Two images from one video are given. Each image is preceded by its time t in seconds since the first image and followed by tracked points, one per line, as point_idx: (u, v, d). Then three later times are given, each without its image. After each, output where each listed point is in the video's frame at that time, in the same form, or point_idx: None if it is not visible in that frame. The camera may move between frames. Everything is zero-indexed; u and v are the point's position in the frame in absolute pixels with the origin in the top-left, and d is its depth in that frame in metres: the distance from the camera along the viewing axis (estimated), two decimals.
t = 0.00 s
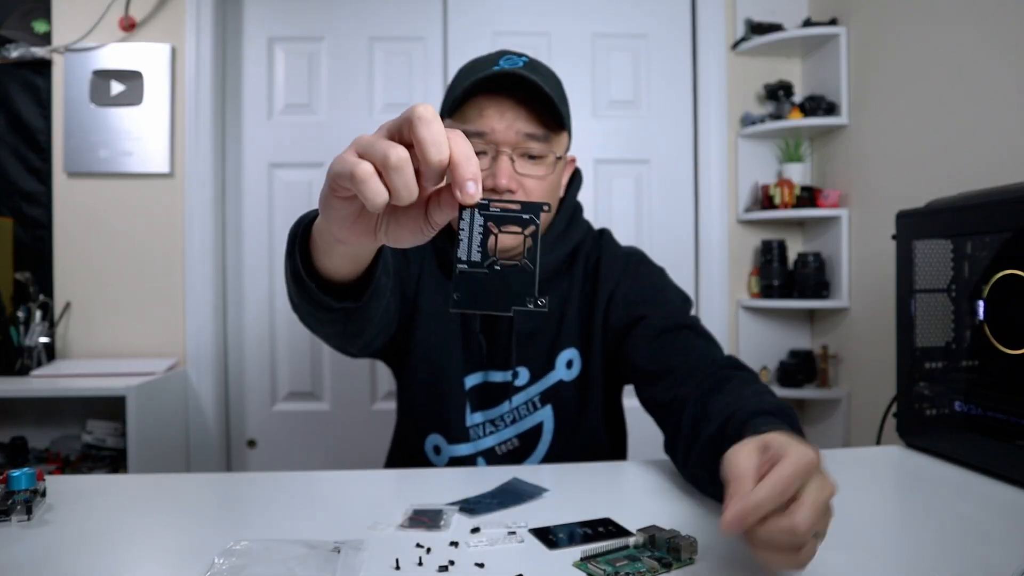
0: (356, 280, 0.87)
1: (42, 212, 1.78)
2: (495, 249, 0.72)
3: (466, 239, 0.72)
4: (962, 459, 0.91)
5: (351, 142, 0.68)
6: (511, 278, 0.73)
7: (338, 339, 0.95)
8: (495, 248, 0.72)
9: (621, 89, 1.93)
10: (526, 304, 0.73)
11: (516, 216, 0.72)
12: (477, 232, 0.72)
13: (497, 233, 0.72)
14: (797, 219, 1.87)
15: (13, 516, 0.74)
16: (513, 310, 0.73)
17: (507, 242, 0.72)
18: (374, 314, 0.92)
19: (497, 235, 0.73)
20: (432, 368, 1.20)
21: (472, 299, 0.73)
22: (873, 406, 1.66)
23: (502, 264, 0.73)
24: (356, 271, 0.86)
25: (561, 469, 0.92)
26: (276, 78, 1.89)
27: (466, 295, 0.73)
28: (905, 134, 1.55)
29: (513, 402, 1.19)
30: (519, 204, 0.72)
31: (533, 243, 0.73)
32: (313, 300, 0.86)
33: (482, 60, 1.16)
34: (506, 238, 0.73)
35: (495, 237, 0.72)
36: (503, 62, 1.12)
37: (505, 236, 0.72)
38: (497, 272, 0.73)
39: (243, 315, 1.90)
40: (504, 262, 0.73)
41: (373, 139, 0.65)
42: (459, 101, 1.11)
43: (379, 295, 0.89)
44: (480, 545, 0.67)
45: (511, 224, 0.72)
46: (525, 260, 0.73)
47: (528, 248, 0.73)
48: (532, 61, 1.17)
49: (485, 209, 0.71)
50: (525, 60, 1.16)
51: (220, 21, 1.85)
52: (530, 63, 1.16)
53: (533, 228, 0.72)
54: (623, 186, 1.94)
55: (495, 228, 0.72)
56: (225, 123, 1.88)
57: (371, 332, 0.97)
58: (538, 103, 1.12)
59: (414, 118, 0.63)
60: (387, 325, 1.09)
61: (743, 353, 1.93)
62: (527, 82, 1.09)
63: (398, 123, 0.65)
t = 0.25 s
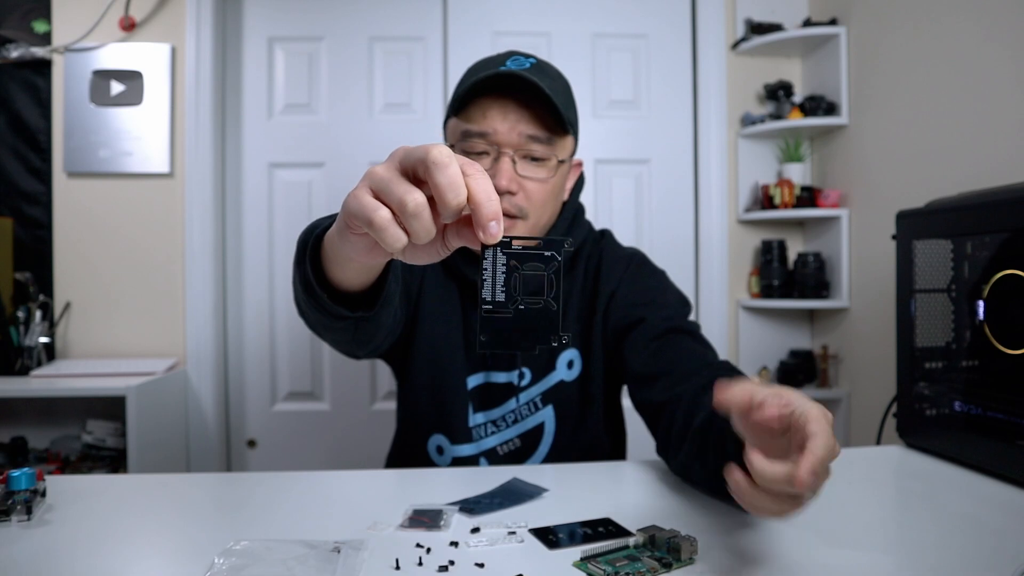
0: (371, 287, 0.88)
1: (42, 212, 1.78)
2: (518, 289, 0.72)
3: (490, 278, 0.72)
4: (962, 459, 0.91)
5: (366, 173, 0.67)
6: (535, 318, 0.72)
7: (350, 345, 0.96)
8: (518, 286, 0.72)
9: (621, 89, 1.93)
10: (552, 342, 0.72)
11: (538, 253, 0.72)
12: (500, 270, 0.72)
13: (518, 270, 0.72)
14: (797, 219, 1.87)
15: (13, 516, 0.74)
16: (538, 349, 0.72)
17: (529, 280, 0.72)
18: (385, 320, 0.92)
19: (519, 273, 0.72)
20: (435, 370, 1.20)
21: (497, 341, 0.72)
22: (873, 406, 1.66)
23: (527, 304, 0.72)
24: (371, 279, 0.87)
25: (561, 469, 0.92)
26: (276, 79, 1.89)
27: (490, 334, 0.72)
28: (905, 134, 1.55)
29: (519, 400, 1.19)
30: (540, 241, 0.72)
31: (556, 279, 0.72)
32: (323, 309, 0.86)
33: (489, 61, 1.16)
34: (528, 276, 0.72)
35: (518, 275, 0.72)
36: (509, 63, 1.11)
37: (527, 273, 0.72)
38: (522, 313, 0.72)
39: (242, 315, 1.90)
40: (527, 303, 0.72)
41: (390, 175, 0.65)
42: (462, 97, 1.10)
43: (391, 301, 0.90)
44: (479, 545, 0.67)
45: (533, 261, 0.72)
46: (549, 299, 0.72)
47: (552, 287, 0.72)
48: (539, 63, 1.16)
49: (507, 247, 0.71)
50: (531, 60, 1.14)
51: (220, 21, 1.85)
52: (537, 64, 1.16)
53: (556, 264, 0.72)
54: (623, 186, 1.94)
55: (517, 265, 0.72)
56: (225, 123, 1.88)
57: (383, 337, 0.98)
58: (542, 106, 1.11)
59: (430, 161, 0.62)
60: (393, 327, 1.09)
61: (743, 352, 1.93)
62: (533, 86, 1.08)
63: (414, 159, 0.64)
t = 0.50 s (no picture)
0: (350, 280, 0.87)
1: (42, 212, 1.78)
2: (481, 264, 0.70)
3: (452, 253, 0.71)
4: (961, 459, 0.91)
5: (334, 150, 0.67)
6: (496, 293, 0.71)
7: (332, 340, 0.95)
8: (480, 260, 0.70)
9: (621, 89, 1.93)
10: (514, 319, 0.70)
11: (502, 229, 0.70)
12: (463, 246, 0.71)
13: (483, 246, 0.70)
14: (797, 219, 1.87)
15: (13, 516, 0.74)
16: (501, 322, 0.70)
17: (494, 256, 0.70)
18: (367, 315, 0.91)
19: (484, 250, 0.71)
20: (437, 372, 1.20)
21: (457, 316, 0.71)
22: (873, 406, 1.66)
23: (489, 279, 0.71)
24: (350, 272, 0.86)
25: (561, 469, 0.92)
26: (276, 79, 1.89)
27: (450, 308, 0.71)
28: (905, 134, 1.55)
29: (520, 403, 1.19)
30: (507, 217, 0.70)
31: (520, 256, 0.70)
32: (306, 303, 0.85)
33: (492, 59, 1.16)
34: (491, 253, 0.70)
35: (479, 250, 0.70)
36: (513, 60, 1.11)
37: (491, 249, 0.70)
38: (485, 286, 0.71)
39: (243, 315, 1.90)
40: (490, 278, 0.71)
41: (355, 150, 0.65)
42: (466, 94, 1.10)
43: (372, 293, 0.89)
44: (479, 545, 0.67)
45: (497, 236, 0.70)
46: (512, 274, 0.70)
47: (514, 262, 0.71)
48: (542, 61, 1.16)
49: (471, 221, 0.70)
50: (535, 58, 1.14)
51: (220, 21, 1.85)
52: (540, 62, 1.15)
53: (519, 241, 0.70)
54: (623, 186, 1.94)
55: (481, 241, 0.70)
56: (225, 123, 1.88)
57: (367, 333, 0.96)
58: (545, 103, 1.11)
59: (393, 134, 0.62)
60: (387, 323, 1.08)
61: (743, 352, 1.93)
62: (536, 83, 1.08)
63: (379, 134, 0.64)
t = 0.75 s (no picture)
0: (354, 283, 0.87)
1: (42, 212, 1.78)
2: (490, 274, 0.71)
3: (460, 265, 0.70)
4: (962, 459, 0.91)
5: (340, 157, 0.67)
6: (504, 303, 0.71)
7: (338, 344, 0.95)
8: (489, 272, 0.71)
9: (621, 88, 1.93)
10: (521, 328, 0.71)
11: (511, 240, 0.70)
12: (471, 257, 0.69)
13: (491, 257, 0.70)
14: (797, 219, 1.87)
15: (13, 516, 0.74)
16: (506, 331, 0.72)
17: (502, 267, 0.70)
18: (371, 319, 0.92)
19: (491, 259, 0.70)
20: (439, 374, 1.20)
21: (464, 324, 0.72)
22: (873, 406, 1.67)
23: (497, 289, 0.71)
24: (354, 275, 0.86)
25: (560, 469, 0.92)
26: (276, 79, 1.89)
27: (459, 318, 0.71)
28: (905, 134, 1.55)
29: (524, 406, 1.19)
30: (515, 226, 0.70)
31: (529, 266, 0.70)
32: (311, 308, 0.86)
33: (508, 58, 1.15)
34: (499, 261, 0.71)
35: (489, 260, 0.70)
36: (530, 60, 1.10)
37: (499, 259, 0.70)
38: (492, 297, 0.71)
39: (243, 315, 1.90)
40: (498, 287, 0.71)
41: (361, 159, 0.64)
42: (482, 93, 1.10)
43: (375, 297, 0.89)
44: (480, 545, 0.67)
45: (505, 247, 0.70)
46: (521, 287, 0.71)
47: (522, 271, 0.72)
48: (559, 61, 1.14)
49: (478, 232, 0.69)
50: (552, 59, 1.13)
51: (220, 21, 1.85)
52: (556, 63, 1.13)
53: (529, 252, 0.70)
54: (623, 186, 1.94)
55: (490, 252, 0.70)
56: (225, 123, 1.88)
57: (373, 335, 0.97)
58: (562, 105, 1.11)
59: (399, 146, 0.62)
60: (392, 325, 1.09)
61: (743, 352, 1.93)
62: (555, 85, 1.08)
63: (384, 144, 0.63)
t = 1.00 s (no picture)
0: (350, 277, 0.87)
1: (42, 212, 1.78)
2: (490, 241, 0.71)
3: (458, 233, 0.71)
4: (961, 459, 0.91)
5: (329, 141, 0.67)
6: (506, 270, 0.71)
7: (335, 342, 0.95)
8: (488, 240, 0.71)
9: (621, 89, 1.93)
10: (528, 292, 0.71)
11: (507, 204, 0.70)
12: (469, 225, 0.70)
13: (490, 224, 0.70)
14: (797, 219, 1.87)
15: (13, 516, 0.74)
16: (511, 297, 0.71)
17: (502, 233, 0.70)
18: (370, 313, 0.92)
19: (491, 227, 0.71)
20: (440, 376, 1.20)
21: (470, 295, 0.71)
22: (873, 406, 1.67)
23: (499, 255, 0.71)
24: (350, 268, 0.86)
25: (560, 469, 0.92)
26: (276, 79, 1.89)
27: (463, 289, 0.71)
28: (905, 134, 1.55)
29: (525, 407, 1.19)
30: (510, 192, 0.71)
31: (529, 232, 0.70)
32: (309, 304, 0.86)
33: (523, 60, 1.14)
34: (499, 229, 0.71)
35: (488, 227, 0.71)
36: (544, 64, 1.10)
37: (497, 225, 0.70)
38: (495, 263, 0.71)
39: (243, 315, 1.90)
40: (500, 254, 0.71)
41: (352, 141, 0.65)
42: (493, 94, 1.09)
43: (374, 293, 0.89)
44: (479, 545, 0.67)
45: (503, 212, 0.70)
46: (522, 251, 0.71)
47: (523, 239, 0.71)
48: (573, 66, 1.14)
49: (474, 200, 0.70)
50: (566, 64, 1.12)
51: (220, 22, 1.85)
52: (569, 68, 1.13)
53: (526, 215, 0.70)
54: (623, 186, 1.94)
55: (488, 219, 0.70)
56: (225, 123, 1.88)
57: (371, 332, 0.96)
58: (574, 111, 1.10)
59: (389, 124, 0.62)
60: (393, 326, 1.09)
61: (743, 352, 1.93)
62: (567, 92, 1.07)
63: (373, 124, 0.64)
